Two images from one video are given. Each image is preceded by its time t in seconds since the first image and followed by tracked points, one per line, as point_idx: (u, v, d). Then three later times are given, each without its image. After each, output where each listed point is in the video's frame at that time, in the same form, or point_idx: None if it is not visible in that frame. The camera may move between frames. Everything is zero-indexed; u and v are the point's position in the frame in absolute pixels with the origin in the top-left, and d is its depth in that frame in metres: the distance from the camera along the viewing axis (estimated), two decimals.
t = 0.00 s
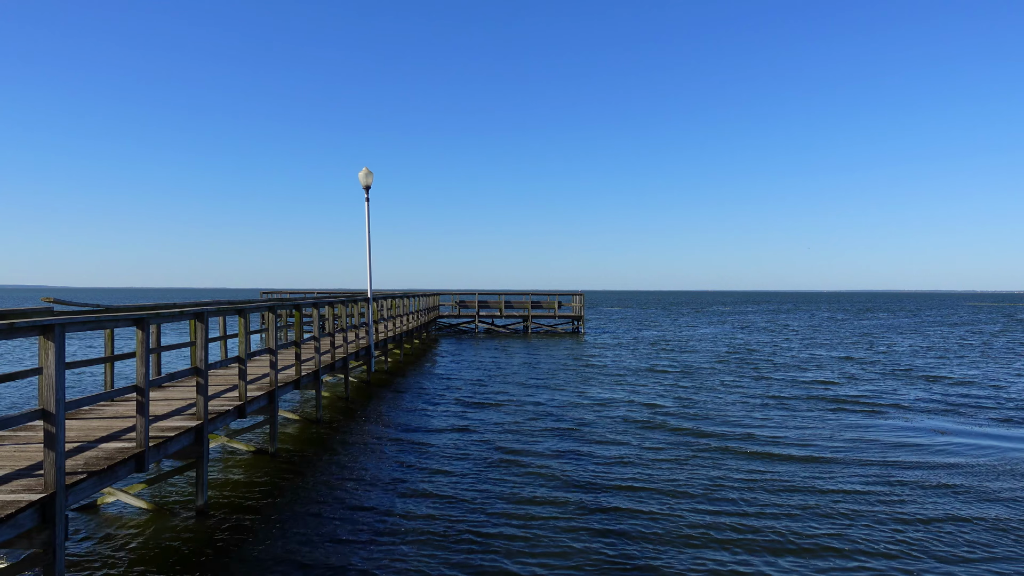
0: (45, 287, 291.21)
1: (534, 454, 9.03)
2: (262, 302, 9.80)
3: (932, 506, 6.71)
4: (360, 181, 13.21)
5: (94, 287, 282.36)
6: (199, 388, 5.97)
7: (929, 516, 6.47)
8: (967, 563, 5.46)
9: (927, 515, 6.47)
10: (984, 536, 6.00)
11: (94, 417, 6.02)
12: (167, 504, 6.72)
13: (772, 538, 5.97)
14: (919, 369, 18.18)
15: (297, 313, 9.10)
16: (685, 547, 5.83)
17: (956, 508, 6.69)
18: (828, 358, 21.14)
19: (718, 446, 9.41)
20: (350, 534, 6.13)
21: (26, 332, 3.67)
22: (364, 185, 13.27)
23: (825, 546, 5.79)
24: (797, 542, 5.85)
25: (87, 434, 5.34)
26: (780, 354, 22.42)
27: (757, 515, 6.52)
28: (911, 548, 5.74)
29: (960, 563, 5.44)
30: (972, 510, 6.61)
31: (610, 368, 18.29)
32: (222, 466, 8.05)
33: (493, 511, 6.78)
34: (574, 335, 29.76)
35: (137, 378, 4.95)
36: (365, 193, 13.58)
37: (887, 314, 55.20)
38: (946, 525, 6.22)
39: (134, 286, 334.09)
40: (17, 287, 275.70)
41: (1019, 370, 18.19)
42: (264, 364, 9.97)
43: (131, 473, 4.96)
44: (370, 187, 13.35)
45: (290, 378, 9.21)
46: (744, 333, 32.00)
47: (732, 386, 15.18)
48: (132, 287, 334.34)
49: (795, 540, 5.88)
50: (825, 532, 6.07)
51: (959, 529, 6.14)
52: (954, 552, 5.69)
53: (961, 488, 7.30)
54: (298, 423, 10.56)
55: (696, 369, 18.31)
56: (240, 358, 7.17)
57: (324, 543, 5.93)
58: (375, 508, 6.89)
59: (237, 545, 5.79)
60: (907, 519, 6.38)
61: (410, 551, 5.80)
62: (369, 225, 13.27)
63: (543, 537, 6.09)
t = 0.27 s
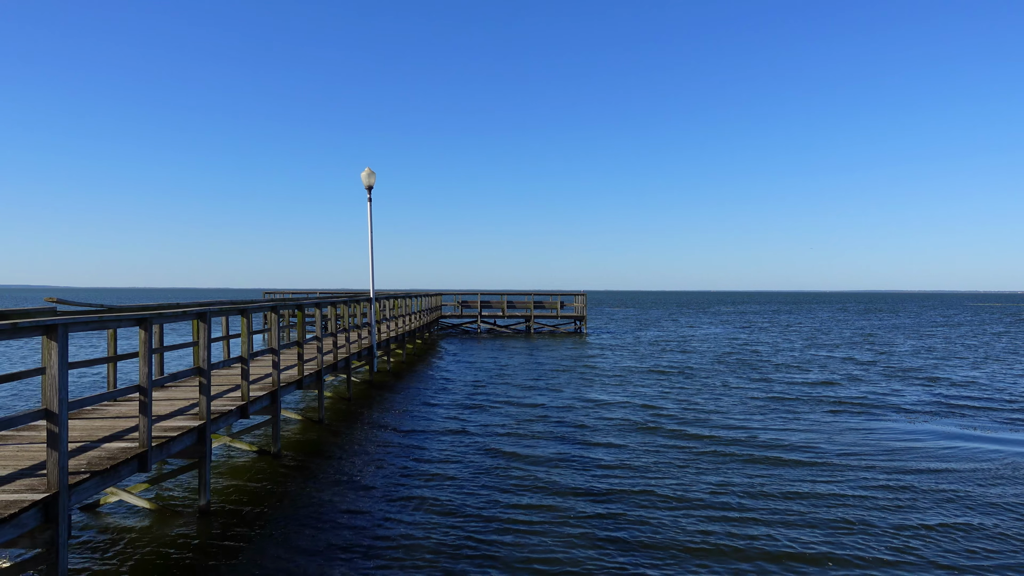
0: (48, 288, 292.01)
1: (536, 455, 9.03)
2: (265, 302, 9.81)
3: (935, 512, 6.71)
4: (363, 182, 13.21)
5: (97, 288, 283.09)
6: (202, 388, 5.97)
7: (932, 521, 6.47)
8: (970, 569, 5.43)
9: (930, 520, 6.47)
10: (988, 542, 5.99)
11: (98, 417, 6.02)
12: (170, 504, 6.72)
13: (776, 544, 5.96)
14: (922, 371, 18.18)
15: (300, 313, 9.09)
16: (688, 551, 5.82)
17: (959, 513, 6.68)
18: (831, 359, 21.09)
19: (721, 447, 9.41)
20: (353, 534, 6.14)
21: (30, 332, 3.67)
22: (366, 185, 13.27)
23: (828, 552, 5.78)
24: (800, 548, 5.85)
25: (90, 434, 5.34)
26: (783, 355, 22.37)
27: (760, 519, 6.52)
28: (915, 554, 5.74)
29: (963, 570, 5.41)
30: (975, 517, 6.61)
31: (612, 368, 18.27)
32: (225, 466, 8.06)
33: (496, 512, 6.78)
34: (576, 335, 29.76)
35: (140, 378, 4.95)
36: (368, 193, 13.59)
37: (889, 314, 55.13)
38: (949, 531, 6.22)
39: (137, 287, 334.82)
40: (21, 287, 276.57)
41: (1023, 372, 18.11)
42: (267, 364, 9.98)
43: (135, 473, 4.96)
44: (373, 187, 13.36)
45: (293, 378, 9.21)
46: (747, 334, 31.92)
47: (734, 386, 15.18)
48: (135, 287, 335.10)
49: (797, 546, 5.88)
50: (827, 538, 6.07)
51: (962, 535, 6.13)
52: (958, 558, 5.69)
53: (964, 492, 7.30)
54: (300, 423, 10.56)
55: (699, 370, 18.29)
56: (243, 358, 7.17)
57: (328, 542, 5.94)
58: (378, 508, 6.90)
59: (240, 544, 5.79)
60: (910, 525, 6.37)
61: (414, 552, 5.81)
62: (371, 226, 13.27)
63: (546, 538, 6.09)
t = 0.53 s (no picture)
0: (52, 287, 292.86)
1: (538, 455, 9.04)
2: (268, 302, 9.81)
3: (937, 516, 6.71)
4: (365, 182, 13.22)
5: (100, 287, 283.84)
6: (204, 388, 5.97)
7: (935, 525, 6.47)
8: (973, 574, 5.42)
9: (932, 524, 6.47)
10: (990, 546, 6.00)
11: (101, 417, 6.03)
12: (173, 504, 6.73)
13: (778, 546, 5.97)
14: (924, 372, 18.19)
15: (302, 313, 9.10)
16: (691, 554, 5.82)
17: (962, 517, 6.68)
18: (833, 360, 21.05)
19: (723, 448, 9.40)
20: (356, 533, 6.16)
21: (33, 332, 3.68)
22: (369, 185, 13.28)
23: (831, 555, 5.78)
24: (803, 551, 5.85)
25: (93, 434, 5.35)
26: (785, 355, 22.33)
27: (763, 521, 6.52)
28: (917, 558, 5.74)
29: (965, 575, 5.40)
30: (977, 520, 6.61)
31: (614, 369, 18.27)
32: (228, 466, 8.06)
33: (498, 513, 6.78)
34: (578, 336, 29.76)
35: (143, 378, 4.96)
36: (370, 193, 13.60)
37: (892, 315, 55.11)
38: (951, 535, 6.22)
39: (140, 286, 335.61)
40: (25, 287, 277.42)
41: None
42: (270, 364, 9.98)
43: (138, 473, 4.96)
44: (375, 187, 13.37)
45: (295, 377, 9.22)
46: (749, 334, 31.88)
47: (736, 387, 15.18)
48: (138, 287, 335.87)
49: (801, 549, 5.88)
50: (830, 541, 6.07)
51: (964, 539, 6.14)
52: (960, 563, 5.69)
53: (966, 496, 7.30)
54: (303, 423, 10.57)
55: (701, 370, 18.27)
56: (245, 358, 7.17)
57: (331, 542, 5.95)
58: (381, 507, 6.91)
59: (243, 544, 5.80)
60: (913, 528, 6.38)
61: (416, 552, 5.82)
62: (374, 226, 13.28)
63: (549, 540, 6.09)
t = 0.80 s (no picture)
0: (56, 287, 293.88)
1: (541, 455, 9.04)
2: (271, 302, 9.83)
3: (941, 517, 6.70)
4: (368, 182, 13.23)
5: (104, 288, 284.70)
6: (207, 388, 5.98)
7: (938, 527, 6.45)
8: None
9: (936, 527, 6.46)
10: (994, 549, 5.98)
11: (104, 417, 6.05)
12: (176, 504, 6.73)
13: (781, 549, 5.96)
14: (928, 372, 18.16)
15: (305, 313, 9.11)
16: (693, 556, 5.82)
17: (965, 519, 6.66)
18: (837, 360, 21.01)
19: (726, 448, 9.40)
20: (359, 533, 6.17)
21: (36, 332, 3.69)
22: (372, 185, 13.30)
23: (834, 558, 5.77)
24: (805, 554, 5.84)
25: (96, 434, 5.36)
26: (788, 356, 22.30)
27: (766, 524, 6.51)
28: (920, 561, 5.73)
29: None
30: (982, 522, 6.60)
31: (617, 369, 18.26)
32: (231, 466, 8.07)
33: (501, 514, 6.79)
34: (581, 336, 29.76)
35: (146, 378, 4.97)
36: (373, 193, 13.62)
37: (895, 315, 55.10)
38: (955, 538, 6.21)
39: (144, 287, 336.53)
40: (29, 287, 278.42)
41: None
42: (273, 364, 10.00)
43: (141, 473, 4.97)
44: (378, 187, 13.39)
45: (298, 377, 9.23)
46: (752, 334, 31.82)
47: (739, 387, 15.17)
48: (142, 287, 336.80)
49: (803, 553, 5.87)
50: (833, 544, 6.06)
51: (968, 542, 6.13)
52: (964, 566, 5.67)
53: (970, 497, 7.28)
54: (306, 423, 10.59)
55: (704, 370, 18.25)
56: (248, 358, 7.18)
57: (334, 542, 5.96)
58: (384, 508, 6.92)
59: (246, 544, 5.80)
60: (916, 531, 6.37)
61: (419, 553, 5.83)
62: (377, 227, 13.29)
63: (551, 541, 6.09)
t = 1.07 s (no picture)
0: (60, 288, 294.82)
1: (545, 454, 9.03)
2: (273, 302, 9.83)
3: (945, 515, 6.67)
4: (370, 182, 13.24)
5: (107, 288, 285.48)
6: (210, 388, 5.97)
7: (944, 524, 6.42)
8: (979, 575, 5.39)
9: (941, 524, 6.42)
10: (1000, 546, 5.95)
11: (106, 417, 6.05)
12: (178, 504, 6.73)
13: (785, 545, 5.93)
14: (931, 372, 18.10)
15: (308, 314, 9.11)
16: (697, 553, 5.79)
17: (970, 516, 6.63)
18: (839, 360, 20.98)
19: (729, 448, 9.37)
20: (362, 532, 6.16)
21: (40, 331, 3.69)
22: (374, 185, 13.29)
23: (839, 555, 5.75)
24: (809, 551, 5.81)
25: (98, 434, 5.36)
26: (791, 355, 22.25)
27: (770, 520, 6.48)
28: (926, 557, 5.70)
29: None
30: (987, 519, 6.56)
31: (620, 369, 18.25)
32: (233, 466, 8.07)
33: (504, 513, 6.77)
34: (583, 336, 29.72)
35: (149, 378, 4.97)
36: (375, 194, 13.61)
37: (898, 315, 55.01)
38: (960, 535, 6.17)
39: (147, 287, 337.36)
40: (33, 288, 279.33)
41: None
42: (275, 364, 10.00)
43: (143, 473, 4.97)
44: (380, 188, 13.38)
45: (301, 377, 9.23)
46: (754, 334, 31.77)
47: (741, 387, 15.12)
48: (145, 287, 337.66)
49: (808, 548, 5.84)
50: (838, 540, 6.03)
51: (973, 538, 6.10)
52: (970, 563, 5.64)
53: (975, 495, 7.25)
54: (308, 423, 10.58)
55: (706, 371, 18.24)
56: (250, 358, 7.17)
57: (336, 540, 5.95)
58: (386, 506, 6.91)
59: (248, 543, 5.80)
60: (921, 527, 6.33)
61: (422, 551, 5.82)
62: (379, 227, 13.29)
63: (554, 539, 6.08)
